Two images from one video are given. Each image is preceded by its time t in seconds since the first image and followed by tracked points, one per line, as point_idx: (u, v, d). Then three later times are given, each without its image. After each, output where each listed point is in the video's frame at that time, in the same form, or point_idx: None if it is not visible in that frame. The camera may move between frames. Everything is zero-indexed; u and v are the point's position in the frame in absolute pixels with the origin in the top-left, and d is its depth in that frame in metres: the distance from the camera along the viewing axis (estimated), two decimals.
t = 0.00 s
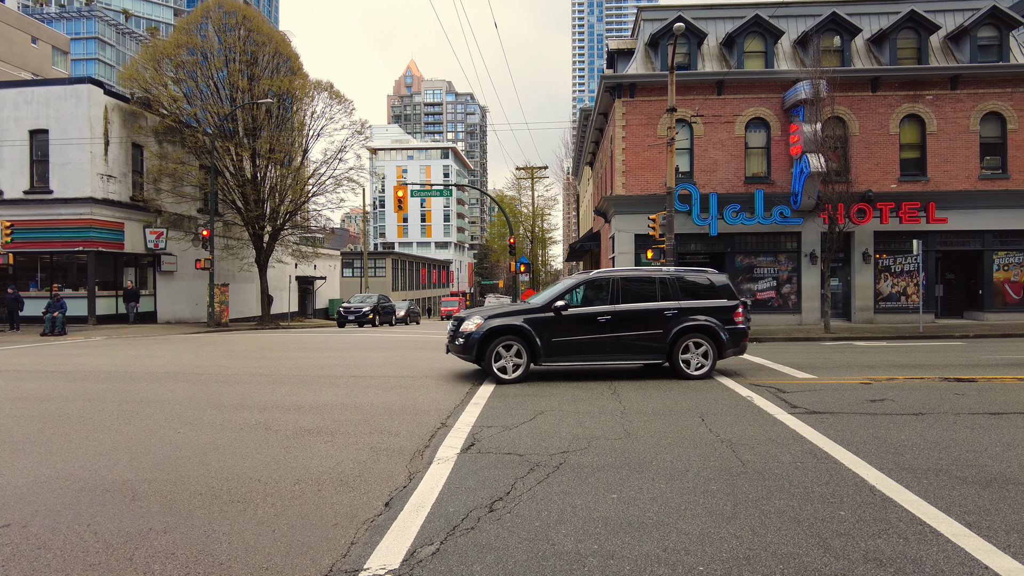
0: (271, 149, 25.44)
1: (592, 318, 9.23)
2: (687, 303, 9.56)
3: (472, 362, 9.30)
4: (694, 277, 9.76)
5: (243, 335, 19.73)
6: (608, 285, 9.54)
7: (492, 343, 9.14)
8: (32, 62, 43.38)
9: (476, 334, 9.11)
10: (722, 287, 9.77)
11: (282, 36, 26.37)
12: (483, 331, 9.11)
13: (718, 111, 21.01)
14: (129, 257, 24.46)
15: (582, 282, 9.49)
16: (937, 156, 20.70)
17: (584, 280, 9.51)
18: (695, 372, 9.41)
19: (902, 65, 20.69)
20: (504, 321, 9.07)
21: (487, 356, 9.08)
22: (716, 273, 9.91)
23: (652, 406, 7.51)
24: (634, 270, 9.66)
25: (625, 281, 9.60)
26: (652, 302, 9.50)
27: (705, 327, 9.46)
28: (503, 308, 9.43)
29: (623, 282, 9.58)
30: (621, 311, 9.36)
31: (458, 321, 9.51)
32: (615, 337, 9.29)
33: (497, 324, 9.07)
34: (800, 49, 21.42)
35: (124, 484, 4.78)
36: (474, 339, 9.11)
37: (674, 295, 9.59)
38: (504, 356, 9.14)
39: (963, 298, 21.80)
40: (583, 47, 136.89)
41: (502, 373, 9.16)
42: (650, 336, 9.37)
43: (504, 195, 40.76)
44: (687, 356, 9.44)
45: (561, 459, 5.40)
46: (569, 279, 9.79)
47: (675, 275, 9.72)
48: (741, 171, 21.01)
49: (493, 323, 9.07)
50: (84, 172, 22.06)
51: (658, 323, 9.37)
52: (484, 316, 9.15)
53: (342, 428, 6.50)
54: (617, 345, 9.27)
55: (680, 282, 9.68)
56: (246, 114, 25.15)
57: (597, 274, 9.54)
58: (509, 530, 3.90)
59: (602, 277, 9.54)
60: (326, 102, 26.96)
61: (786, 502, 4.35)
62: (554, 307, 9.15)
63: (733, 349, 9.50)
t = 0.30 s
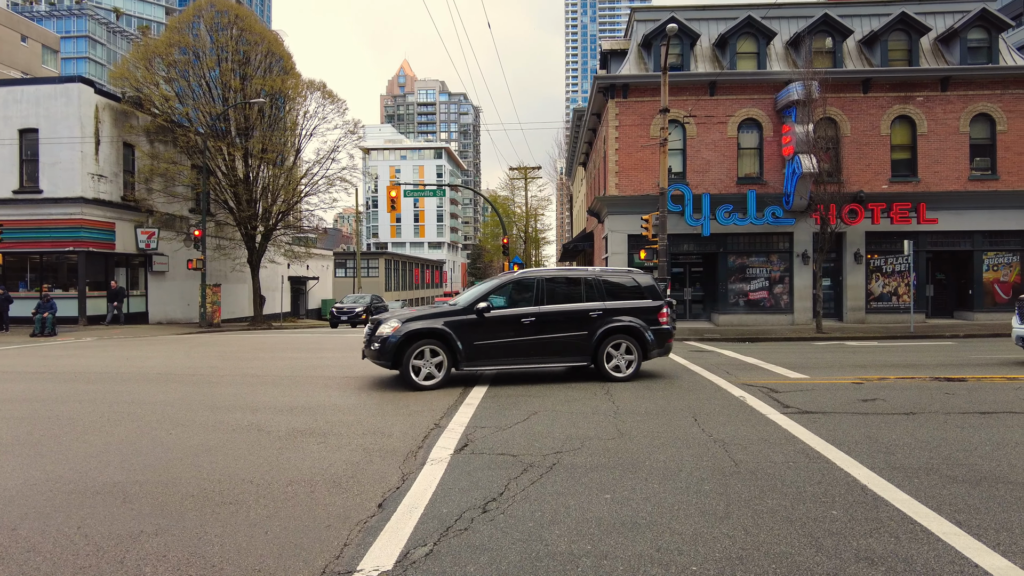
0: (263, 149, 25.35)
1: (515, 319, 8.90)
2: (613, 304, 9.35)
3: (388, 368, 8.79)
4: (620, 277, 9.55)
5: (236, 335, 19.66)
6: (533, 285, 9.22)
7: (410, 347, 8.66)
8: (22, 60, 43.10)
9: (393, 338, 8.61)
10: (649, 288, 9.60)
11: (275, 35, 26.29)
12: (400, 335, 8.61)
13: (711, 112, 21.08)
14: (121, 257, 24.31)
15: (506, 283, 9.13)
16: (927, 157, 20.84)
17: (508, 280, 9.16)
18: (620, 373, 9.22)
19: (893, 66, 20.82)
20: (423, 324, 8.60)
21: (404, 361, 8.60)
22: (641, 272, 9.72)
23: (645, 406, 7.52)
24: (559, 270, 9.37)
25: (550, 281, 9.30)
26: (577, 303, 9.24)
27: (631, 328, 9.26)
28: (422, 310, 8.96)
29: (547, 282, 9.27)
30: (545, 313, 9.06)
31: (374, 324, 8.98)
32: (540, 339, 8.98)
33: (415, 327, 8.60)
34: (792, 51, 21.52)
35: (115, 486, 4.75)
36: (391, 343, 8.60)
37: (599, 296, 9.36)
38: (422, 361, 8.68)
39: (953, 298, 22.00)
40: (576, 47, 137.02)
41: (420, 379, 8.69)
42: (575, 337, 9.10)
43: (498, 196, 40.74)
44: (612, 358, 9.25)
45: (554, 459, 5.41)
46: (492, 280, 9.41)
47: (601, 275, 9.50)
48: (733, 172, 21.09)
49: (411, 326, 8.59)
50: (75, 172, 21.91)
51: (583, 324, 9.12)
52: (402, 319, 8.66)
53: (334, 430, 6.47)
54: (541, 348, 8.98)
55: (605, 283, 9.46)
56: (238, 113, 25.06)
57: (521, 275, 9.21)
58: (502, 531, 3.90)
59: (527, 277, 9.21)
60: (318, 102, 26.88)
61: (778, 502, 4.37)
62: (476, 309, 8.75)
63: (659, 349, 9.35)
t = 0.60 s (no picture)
0: (256, 149, 25.26)
1: (428, 322, 8.36)
2: (531, 305, 9.02)
3: (286, 377, 8.02)
4: (536, 277, 9.23)
5: (228, 335, 19.61)
6: (447, 286, 8.72)
7: (310, 354, 7.91)
8: (12, 58, 42.76)
9: (291, 345, 7.83)
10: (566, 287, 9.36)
11: (268, 35, 26.20)
12: (298, 341, 7.84)
13: (704, 112, 21.15)
14: (112, 257, 24.15)
15: (417, 283, 8.56)
16: (918, 158, 20.98)
17: (419, 280, 8.60)
18: (536, 376, 8.91)
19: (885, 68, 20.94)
20: (326, 329, 7.88)
21: (303, 369, 7.84)
22: (558, 270, 9.42)
23: (639, 406, 7.53)
24: (474, 269, 8.92)
25: (464, 281, 8.83)
26: (493, 304, 8.84)
27: (548, 329, 8.98)
28: (323, 314, 8.22)
29: (461, 283, 8.80)
30: (459, 315, 8.58)
31: (269, 330, 8.16)
32: (454, 342, 8.51)
33: (316, 333, 7.86)
34: (784, 52, 21.61)
35: (107, 487, 4.72)
36: (289, 350, 7.82)
37: (516, 296, 8.99)
38: (324, 369, 7.95)
39: (944, 298, 22.19)
40: (569, 48, 137.18)
41: (320, 388, 7.97)
42: (491, 340, 8.70)
43: (491, 196, 40.72)
44: (529, 361, 8.94)
45: (548, 459, 5.42)
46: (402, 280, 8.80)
47: (517, 276, 9.13)
48: (726, 172, 21.16)
49: (312, 331, 7.85)
50: (66, 171, 21.76)
51: (499, 327, 8.72)
52: (302, 323, 7.88)
53: (327, 430, 6.45)
54: (455, 352, 8.50)
55: (521, 283, 9.10)
56: (231, 113, 24.95)
57: (433, 275, 8.68)
58: (496, 531, 3.91)
59: (440, 277, 8.70)
60: (311, 101, 26.81)
61: (771, 501, 4.38)
62: (385, 312, 8.13)
63: (576, 351, 9.13)
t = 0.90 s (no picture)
0: (251, 149, 25.22)
1: (321, 326, 7.68)
2: (437, 307, 8.47)
3: (160, 389, 7.18)
4: (444, 277, 8.70)
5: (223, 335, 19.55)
6: (343, 287, 8.05)
7: (187, 364, 7.10)
8: (5, 57, 42.57)
9: (164, 354, 7.00)
10: (476, 288, 8.87)
11: (262, 34, 26.18)
12: (172, 349, 7.02)
13: (698, 113, 21.20)
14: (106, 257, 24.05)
15: (310, 284, 7.85)
16: (912, 158, 21.08)
17: (313, 280, 7.89)
18: (444, 383, 8.38)
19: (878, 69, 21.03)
20: (205, 335, 7.09)
21: (178, 381, 7.02)
22: (468, 269, 8.96)
23: (634, 406, 7.54)
24: (374, 269, 8.29)
25: (364, 282, 8.19)
26: (395, 306, 8.24)
27: (456, 333, 8.46)
28: (203, 318, 7.41)
29: (360, 284, 8.16)
30: (357, 319, 7.94)
31: (141, 337, 7.29)
32: (353, 348, 7.86)
33: (193, 340, 7.06)
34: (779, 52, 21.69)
35: (99, 489, 4.70)
36: (161, 360, 6.99)
37: (421, 298, 8.44)
38: (202, 380, 7.15)
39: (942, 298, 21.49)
40: (565, 49, 137.38)
41: (197, 402, 7.18)
42: (394, 345, 8.09)
43: (487, 196, 40.75)
44: (436, 367, 8.41)
45: (543, 459, 5.43)
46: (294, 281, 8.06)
47: (423, 276, 8.57)
48: (720, 173, 21.21)
49: (187, 339, 7.05)
50: (59, 171, 21.66)
51: (402, 331, 8.13)
52: (178, 329, 7.06)
53: (322, 431, 6.44)
54: (353, 359, 7.85)
55: (427, 283, 8.56)
56: (225, 112, 24.91)
57: (328, 275, 8.00)
58: (491, 532, 3.91)
59: (336, 277, 8.03)
60: (306, 101, 26.76)
61: (765, 501, 4.39)
62: (271, 315, 7.40)
63: (487, 355, 8.66)
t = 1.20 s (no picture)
0: (247, 149, 25.21)
1: (190, 333, 6.90)
2: (325, 311, 7.81)
3: None
4: (335, 278, 8.04)
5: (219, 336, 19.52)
6: (217, 290, 7.26)
7: (26, 379, 6.10)
8: None
9: None
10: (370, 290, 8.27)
11: (258, 35, 26.15)
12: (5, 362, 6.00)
13: (695, 113, 21.23)
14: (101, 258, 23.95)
15: (177, 287, 7.03)
16: (907, 159, 21.15)
17: (180, 282, 7.06)
18: (333, 395, 7.70)
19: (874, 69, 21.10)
20: (47, 345, 6.14)
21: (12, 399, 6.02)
22: (364, 269, 8.33)
23: (630, 406, 7.56)
24: (254, 269, 7.54)
25: (242, 284, 7.43)
26: (278, 310, 7.52)
27: (347, 339, 7.82)
28: (45, 326, 6.41)
29: (237, 286, 7.38)
30: (233, 325, 7.17)
31: None
32: (228, 358, 7.10)
33: (33, 352, 6.09)
34: (775, 53, 21.73)
35: (94, 490, 4.69)
36: None
37: (308, 301, 7.74)
38: (46, 397, 6.18)
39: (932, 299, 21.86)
40: (561, 49, 137.51)
41: (40, 423, 6.19)
42: (276, 354, 7.38)
43: (483, 196, 40.76)
44: (324, 377, 7.72)
45: (540, 459, 5.44)
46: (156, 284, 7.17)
47: (310, 277, 7.88)
48: (717, 173, 21.25)
49: (25, 350, 6.06)
50: (54, 171, 21.56)
51: (285, 337, 7.42)
52: (13, 339, 6.07)
53: (319, 431, 6.44)
54: (229, 369, 7.10)
55: (315, 285, 7.88)
56: (221, 113, 24.90)
57: (200, 276, 7.19)
58: (488, 532, 3.91)
59: (208, 279, 7.22)
60: (302, 101, 26.75)
61: (761, 500, 4.41)
62: (129, 322, 6.54)
63: (382, 362, 8.06)
